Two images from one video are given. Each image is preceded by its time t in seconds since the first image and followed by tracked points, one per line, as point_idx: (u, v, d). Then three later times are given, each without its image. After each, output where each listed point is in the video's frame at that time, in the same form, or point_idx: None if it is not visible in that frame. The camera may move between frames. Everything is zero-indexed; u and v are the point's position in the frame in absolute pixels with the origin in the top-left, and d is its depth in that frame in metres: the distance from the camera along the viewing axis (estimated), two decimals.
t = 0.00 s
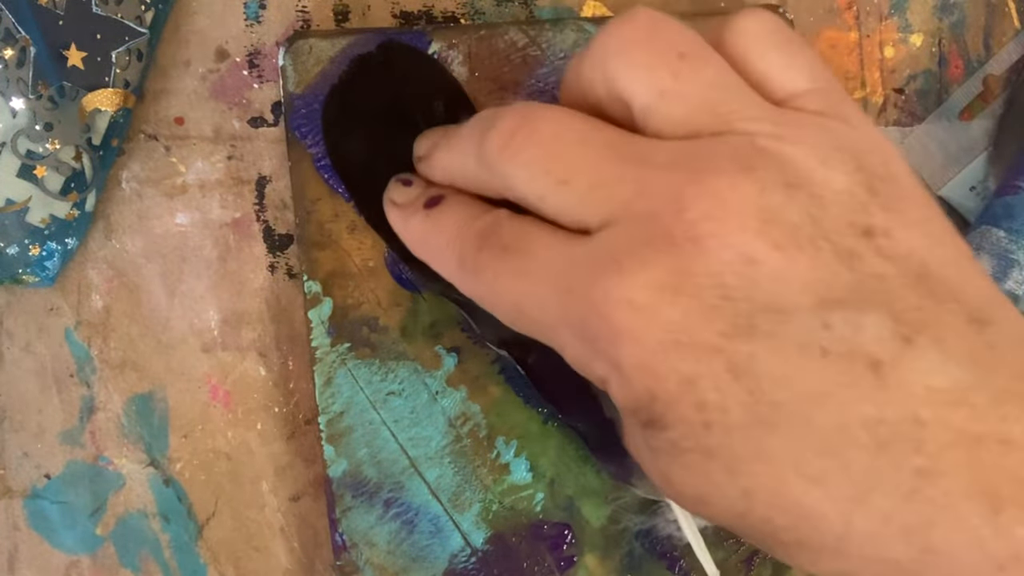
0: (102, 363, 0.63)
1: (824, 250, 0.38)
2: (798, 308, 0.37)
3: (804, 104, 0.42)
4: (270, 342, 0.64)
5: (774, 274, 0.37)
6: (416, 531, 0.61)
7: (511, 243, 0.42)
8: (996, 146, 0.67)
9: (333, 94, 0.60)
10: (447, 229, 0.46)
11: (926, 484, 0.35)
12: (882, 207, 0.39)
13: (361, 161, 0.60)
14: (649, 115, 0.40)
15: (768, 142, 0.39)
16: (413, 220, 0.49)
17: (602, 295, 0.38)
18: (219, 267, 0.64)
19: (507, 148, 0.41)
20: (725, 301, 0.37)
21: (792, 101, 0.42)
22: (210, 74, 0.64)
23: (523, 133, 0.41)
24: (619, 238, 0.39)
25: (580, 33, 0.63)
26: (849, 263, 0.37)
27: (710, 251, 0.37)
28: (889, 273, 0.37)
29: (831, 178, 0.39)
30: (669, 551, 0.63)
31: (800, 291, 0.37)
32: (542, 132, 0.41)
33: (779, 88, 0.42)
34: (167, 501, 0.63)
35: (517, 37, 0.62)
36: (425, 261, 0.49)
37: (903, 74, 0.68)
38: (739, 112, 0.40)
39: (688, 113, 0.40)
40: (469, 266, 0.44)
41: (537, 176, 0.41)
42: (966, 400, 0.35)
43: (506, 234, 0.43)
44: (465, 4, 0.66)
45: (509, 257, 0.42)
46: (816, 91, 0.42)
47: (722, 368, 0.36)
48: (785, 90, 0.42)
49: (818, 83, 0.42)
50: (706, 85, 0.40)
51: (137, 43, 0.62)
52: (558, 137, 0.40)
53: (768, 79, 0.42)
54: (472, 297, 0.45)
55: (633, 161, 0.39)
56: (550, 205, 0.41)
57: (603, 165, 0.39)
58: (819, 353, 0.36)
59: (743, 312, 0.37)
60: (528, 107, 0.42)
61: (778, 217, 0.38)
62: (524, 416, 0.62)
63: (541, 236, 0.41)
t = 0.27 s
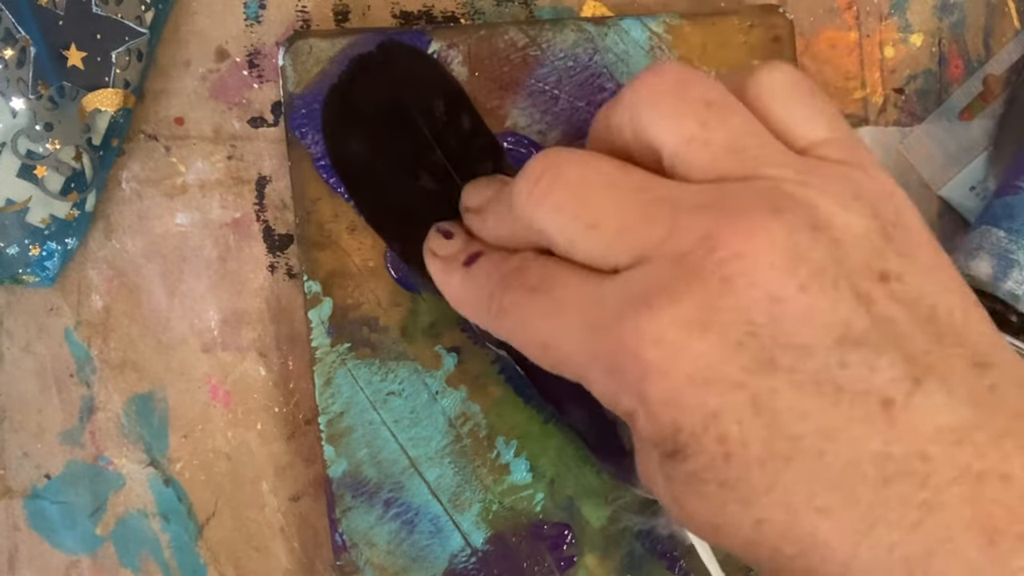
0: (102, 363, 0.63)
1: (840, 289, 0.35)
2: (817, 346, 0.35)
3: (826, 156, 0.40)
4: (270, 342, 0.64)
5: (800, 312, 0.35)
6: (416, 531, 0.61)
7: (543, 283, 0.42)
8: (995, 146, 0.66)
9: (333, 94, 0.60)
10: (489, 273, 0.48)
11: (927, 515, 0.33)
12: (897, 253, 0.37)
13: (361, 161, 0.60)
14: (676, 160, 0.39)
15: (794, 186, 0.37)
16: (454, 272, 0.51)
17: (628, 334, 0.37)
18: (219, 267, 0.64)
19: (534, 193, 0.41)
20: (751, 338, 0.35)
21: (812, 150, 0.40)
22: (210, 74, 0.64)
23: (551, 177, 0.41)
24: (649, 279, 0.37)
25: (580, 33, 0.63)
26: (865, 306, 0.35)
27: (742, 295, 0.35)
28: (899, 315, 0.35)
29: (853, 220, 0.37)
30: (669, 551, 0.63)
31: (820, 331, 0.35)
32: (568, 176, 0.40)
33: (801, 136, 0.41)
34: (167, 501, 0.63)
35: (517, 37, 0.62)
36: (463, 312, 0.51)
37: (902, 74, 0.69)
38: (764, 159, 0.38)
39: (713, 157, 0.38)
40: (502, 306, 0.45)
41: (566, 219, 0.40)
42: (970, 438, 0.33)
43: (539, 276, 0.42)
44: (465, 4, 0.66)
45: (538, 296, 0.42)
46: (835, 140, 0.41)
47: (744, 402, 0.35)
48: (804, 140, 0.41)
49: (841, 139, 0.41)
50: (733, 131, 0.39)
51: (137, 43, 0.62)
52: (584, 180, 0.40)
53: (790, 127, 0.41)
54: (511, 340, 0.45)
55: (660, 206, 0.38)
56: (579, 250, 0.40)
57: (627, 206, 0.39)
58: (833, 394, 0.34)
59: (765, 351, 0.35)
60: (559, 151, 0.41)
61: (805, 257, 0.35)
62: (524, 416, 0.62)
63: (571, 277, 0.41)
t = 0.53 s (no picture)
0: (102, 363, 0.63)
1: (924, 338, 0.33)
2: (895, 399, 0.32)
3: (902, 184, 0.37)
4: (271, 343, 0.64)
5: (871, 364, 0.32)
6: (416, 531, 0.61)
7: (596, 316, 0.39)
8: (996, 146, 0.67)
9: (334, 95, 0.60)
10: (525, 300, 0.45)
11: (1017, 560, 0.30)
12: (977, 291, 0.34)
13: (360, 161, 0.60)
14: (742, 194, 0.36)
15: (870, 222, 0.35)
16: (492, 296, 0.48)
17: (691, 380, 0.34)
18: (219, 267, 0.64)
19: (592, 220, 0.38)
20: (824, 394, 0.32)
21: (891, 177, 0.37)
22: (210, 74, 0.64)
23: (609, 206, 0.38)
24: (708, 320, 0.35)
25: (580, 33, 0.63)
26: (945, 352, 0.33)
27: (816, 344, 0.33)
28: (981, 362, 0.33)
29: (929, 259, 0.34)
30: (669, 551, 0.62)
31: (899, 382, 0.32)
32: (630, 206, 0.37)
33: (875, 162, 0.37)
34: (167, 501, 0.63)
35: (517, 37, 0.62)
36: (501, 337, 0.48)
37: (903, 74, 0.68)
38: (839, 192, 0.36)
39: (783, 189, 0.36)
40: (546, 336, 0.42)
41: (625, 251, 0.37)
42: None
43: (592, 309, 0.39)
44: (464, 4, 0.66)
45: (594, 334, 0.39)
46: (910, 167, 0.38)
47: (813, 459, 0.32)
48: (880, 165, 0.37)
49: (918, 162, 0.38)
50: (803, 162, 0.36)
51: (137, 43, 0.62)
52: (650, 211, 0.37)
53: (863, 152, 0.38)
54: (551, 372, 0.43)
55: (724, 242, 0.35)
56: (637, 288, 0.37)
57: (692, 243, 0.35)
58: (911, 450, 0.31)
59: (840, 405, 0.32)
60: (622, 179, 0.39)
61: (880, 302, 0.33)
62: (524, 416, 0.62)
63: (629, 313, 0.37)
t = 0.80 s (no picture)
0: (102, 363, 0.63)
1: (933, 377, 0.33)
2: (911, 436, 0.33)
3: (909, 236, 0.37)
4: (270, 343, 0.64)
5: (885, 402, 0.33)
6: (416, 531, 0.61)
7: (623, 361, 0.38)
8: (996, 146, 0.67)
9: (334, 95, 0.60)
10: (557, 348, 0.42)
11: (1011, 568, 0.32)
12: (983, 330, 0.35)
13: (360, 161, 0.59)
14: (753, 246, 0.36)
15: (874, 271, 0.35)
16: (522, 337, 0.45)
17: (716, 421, 0.34)
18: (219, 267, 0.64)
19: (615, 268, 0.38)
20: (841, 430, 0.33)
21: (898, 228, 0.37)
22: (210, 74, 0.64)
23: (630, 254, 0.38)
24: (730, 367, 0.34)
25: (580, 33, 0.63)
26: (957, 391, 0.33)
27: (830, 385, 0.33)
28: (992, 398, 0.33)
29: (934, 303, 0.35)
30: (669, 551, 0.62)
31: (912, 416, 0.33)
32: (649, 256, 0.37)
33: (877, 214, 0.38)
34: (167, 501, 0.63)
35: (517, 37, 0.62)
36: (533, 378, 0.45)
37: (902, 74, 0.69)
38: (844, 244, 0.36)
39: (793, 242, 0.36)
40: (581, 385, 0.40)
41: (645, 302, 0.37)
42: None
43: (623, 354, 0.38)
44: (464, 4, 0.66)
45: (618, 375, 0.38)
46: (915, 219, 0.38)
47: (835, 494, 0.33)
48: (881, 215, 0.38)
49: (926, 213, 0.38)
50: (812, 215, 0.36)
51: (137, 43, 0.62)
52: (667, 261, 0.37)
53: (867, 203, 0.38)
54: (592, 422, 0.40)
55: (743, 290, 0.35)
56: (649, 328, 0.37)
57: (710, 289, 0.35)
58: (932, 481, 0.32)
59: (855, 442, 0.33)
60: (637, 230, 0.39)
61: (889, 344, 0.34)
62: (524, 416, 0.62)
63: (654, 357, 0.37)
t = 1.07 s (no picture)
0: (102, 363, 0.63)
1: (991, 448, 0.36)
2: (972, 509, 0.36)
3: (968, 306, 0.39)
4: (270, 343, 0.64)
5: (956, 474, 0.36)
6: (416, 531, 0.61)
7: (685, 428, 0.40)
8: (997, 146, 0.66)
9: (333, 94, 0.59)
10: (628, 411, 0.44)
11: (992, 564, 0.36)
12: None
13: (358, 161, 0.59)
14: (814, 319, 0.39)
15: (937, 341, 0.38)
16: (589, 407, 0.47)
17: (779, 497, 0.37)
18: (218, 266, 0.64)
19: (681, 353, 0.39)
20: (906, 503, 0.36)
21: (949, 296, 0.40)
22: (210, 74, 0.64)
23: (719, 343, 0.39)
24: (796, 442, 0.37)
25: (580, 33, 0.63)
26: (1012, 460, 0.37)
27: (904, 462, 0.36)
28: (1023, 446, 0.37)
29: (995, 371, 0.38)
30: (669, 551, 0.62)
31: (975, 492, 0.36)
32: (712, 337, 0.39)
33: (938, 282, 0.40)
34: (167, 501, 0.63)
35: (516, 37, 0.62)
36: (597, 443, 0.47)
37: (903, 74, 0.68)
38: (907, 316, 0.38)
39: (857, 317, 0.38)
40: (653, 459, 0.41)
41: (706, 380, 0.39)
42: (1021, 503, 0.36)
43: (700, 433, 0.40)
44: (465, 4, 0.66)
45: (688, 448, 0.40)
46: (969, 286, 0.40)
47: (896, 566, 0.36)
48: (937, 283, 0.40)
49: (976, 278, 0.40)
50: (874, 291, 0.38)
51: (137, 43, 0.62)
52: (728, 340, 0.39)
53: (929, 274, 0.40)
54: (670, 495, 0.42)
55: (804, 367, 0.37)
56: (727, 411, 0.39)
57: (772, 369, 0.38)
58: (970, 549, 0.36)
59: (921, 516, 0.36)
60: (699, 311, 0.40)
61: (956, 420, 0.37)
62: (524, 416, 0.61)
63: (716, 430, 0.39)
